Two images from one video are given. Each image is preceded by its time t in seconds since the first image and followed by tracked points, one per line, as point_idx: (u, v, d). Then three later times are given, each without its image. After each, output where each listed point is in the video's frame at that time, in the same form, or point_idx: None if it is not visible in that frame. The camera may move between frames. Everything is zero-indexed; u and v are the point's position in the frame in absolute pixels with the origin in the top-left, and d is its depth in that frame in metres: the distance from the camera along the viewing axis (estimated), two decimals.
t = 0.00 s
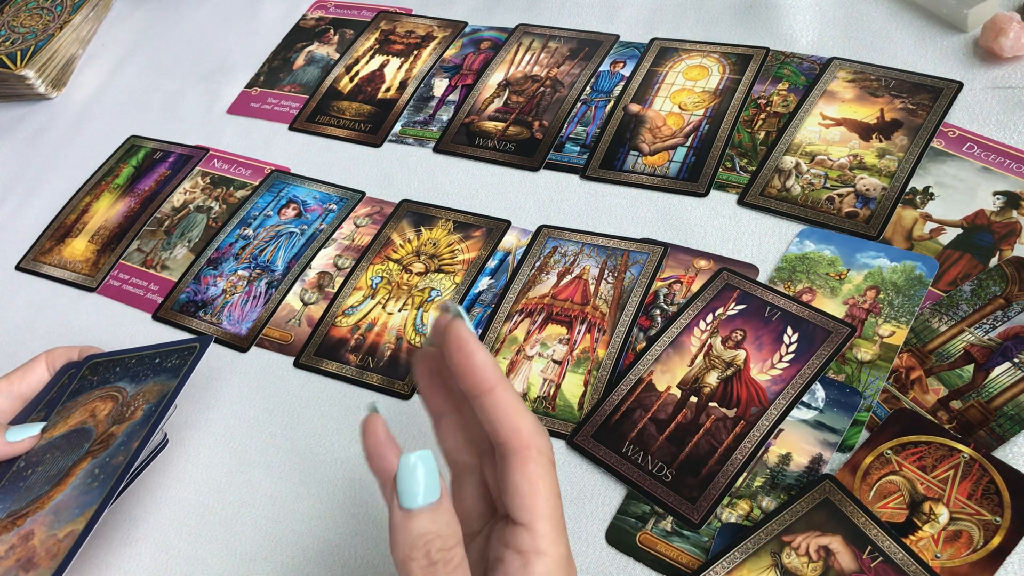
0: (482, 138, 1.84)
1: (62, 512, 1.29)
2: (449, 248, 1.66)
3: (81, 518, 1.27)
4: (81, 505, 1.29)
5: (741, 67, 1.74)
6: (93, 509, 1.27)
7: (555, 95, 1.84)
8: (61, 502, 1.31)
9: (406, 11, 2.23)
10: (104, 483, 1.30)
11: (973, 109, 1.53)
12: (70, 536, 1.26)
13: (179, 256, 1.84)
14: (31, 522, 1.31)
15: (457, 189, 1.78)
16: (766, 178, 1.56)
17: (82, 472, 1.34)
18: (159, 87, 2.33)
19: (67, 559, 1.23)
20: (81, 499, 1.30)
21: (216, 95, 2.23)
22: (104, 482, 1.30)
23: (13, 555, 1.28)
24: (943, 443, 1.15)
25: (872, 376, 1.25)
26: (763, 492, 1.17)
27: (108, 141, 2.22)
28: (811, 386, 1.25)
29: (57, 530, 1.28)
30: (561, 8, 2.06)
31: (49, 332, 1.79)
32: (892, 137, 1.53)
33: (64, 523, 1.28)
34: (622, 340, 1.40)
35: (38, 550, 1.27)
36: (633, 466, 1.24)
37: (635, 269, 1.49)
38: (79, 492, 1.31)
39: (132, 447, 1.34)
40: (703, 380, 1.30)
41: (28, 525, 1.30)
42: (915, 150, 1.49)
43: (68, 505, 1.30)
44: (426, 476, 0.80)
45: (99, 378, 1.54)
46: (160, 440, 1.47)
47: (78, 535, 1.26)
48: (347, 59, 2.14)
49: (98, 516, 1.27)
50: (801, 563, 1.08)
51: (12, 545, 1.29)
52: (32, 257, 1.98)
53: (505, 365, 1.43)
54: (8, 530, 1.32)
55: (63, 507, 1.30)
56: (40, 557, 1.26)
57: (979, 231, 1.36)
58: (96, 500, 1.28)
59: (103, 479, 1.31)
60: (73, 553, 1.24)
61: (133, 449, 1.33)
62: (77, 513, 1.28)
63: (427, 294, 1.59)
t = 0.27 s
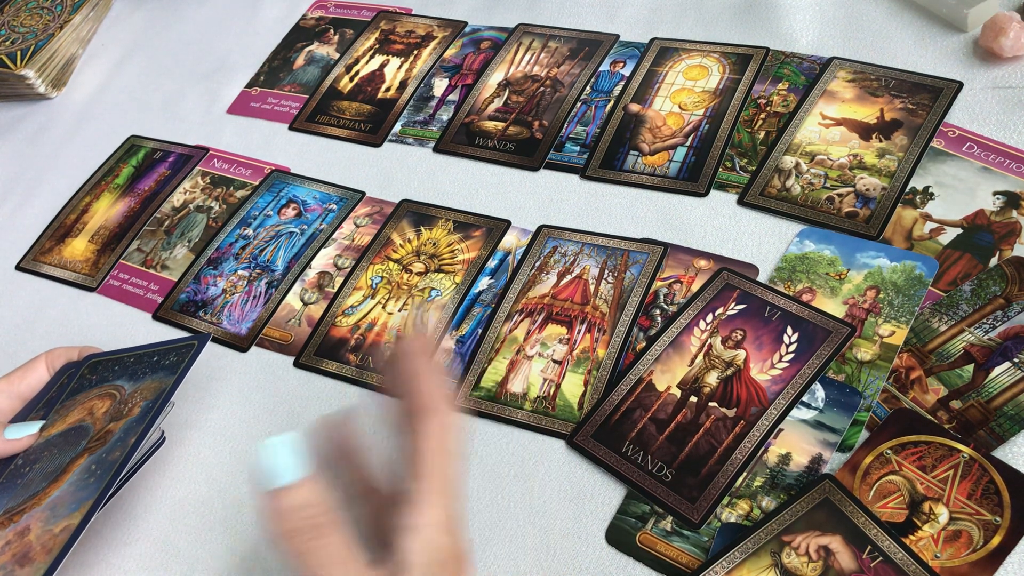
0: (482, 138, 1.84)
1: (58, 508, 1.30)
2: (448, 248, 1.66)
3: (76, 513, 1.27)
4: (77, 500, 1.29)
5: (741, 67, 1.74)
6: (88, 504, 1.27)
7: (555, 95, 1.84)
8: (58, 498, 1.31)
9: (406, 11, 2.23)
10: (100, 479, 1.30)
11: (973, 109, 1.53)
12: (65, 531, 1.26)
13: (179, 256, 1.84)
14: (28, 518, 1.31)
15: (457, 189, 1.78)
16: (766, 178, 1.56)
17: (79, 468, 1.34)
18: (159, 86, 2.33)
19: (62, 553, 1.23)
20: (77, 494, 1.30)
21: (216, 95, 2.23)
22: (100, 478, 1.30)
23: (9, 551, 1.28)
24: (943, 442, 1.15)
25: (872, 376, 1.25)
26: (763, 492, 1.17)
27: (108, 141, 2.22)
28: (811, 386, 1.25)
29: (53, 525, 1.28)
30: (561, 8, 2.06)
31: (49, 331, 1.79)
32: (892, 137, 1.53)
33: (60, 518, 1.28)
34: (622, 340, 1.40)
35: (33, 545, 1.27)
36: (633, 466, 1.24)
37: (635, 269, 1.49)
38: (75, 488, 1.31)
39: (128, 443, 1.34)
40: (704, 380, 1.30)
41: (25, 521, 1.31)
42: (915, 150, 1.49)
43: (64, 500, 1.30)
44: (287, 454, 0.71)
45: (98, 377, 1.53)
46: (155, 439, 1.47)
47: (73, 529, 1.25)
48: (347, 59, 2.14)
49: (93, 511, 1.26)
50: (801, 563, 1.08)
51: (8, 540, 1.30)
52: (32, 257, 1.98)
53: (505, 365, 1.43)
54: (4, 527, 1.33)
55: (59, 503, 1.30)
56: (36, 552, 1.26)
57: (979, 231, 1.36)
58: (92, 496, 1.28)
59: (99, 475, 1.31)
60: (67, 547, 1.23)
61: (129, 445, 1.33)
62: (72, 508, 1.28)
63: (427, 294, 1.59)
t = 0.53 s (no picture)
0: (482, 138, 1.84)
1: (63, 510, 1.29)
2: (449, 248, 1.66)
3: (83, 515, 1.27)
4: (82, 502, 1.29)
5: (741, 67, 1.74)
6: (94, 505, 1.27)
7: (555, 96, 1.84)
8: (62, 500, 1.31)
9: (406, 11, 2.23)
10: (105, 480, 1.30)
11: (973, 108, 1.53)
12: (72, 533, 1.25)
13: (179, 256, 1.84)
14: (33, 521, 1.30)
15: (457, 189, 1.78)
16: (766, 178, 1.56)
17: (82, 470, 1.34)
18: (159, 87, 2.33)
19: (70, 557, 1.23)
20: (82, 496, 1.30)
21: (216, 95, 2.23)
22: (105, 479, 1.30)
23: (16, 554, 1.27)
24: (943, 442, 1.15)
25: (872, 376, 1.25)
26: (763, 492, 1.17)
27: (108, 142, 2.22)
28: (811, 386, 1.25)
29: (58, 528, 1.27)
30: (561, 8, 2.06)
31: (49, 331, 1.79)
32: (892, 137, 1.53)
33: (65, 520, 1.28)
34: (621, 340, 1.40)
35: (39, 548, 1.26)
36: (633, 466, 1.24)
37: (635, 269, 1.49)
38: (79, 490, 1.31)
39: (130, 443, 1.34)
40: (703, 380, 1.30)
41: (30, 524, 1.30)
42: (915, 150, 1.49)
43: (69, 502, 1.30)
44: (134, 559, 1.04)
45: (94, 374, 1.54)
46: (156, 435, 1.48)
47: (80, 532, 1.25)
48: (347, 59, 2.14)
49: (100, 512, 1.26)
50: (801, 564, 1.08)
51: (13, 544, 1.29)
52: (32, 257, 1.98)
53: (505, 365, 1.44)
54: (10, 530, 1.32)
55: (64, 505, 1.30)
56: (42, 556, 1.25)
57: (979, 231, 1.36)
58: (97, 497, 1.28)
59: (103, 476, 1.31)
60: (76, 550, 1.23)
61: (133, 444, 1.33)
62: (79, 510, 1.28)
63: (427, 294, 1.59)
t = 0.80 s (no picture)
0: (482, 138, 1.84)
1: (64, 516, 1.29)
2: (448, 248, 1.66)
3: (84, 521, 1.27)
4: (82, 508, 1.29)
5: (741, 67, 1.74)
6: (95, 512, 1.27)
7: (555, 96, 1.84)
8: (63, 505, 1.31)
9: (406, 11, 2.23)
10: (105, 486, 1.30)
11: (973, 109, 1.53)
12: (74, 540, 1.26)
13: (179, 256, 1.84)
14: (33, 526, 1.30)
15: (457, 189, 1.78)
16: (766, 178, 1.56)
17: (82, 475, 1.34)
18: (159, 86, 2.33)
19: (72, 563, 1.23)
20: (82, 501, 1.30)
21: (216, 95, 2.23)
22: (105, 485, 1.30)
23: (17, 560, 1.27)
24: (943, 443, 1.15)
25: (872, 376, 1.25)
26: (764, 492, 1.17)
27: (108, 142, 2.22)
28: (811, 386, 1.25)
29: (59, 534, 1.27)
30: (561, 8, 2.06)
31: (50, 331, 1.79)
32: (892, 137, 1.53)
33: (67, 527, 1.28)
34: (621, 340, 1.40)
35: (40, 555, 1.27)
36: (633, 466, 1.24)
37: (635, 269, 1.49)
38: (79, 495, 1.31)
39: (130, 448, 1.34)
40: (703, 380, 1.30)
41: (30, 529, 1.30)
42: (915, 150, 1.49)
43: (69, 508, 1.30)
44: None
45: (93, 375, 1.53)
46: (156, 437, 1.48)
47: (81, 539, 1.25)
48: (347, 59, 2.14)
49: (101, 519, 1.27)
50: (801, 563, 1.08)
51: (14, 549, 1.29)
52: (32, 257, 1.98)
53: (505, 365, 1.44)
54: (10, 534, 1.32)
55: (64, 511, 1.30)
56: (44, 563, 1.26)
57: (979, 231, 1.36)
58: (98, 503, 1.28)
59: (103, 482, 1.31)
60: (77, 557, 1.24)
61: (132, 450, 1.33)
62: (79, 516, 1.28)
63: (428, 294, 1.59)
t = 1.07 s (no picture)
0: (482, 138, 1.84)
1: (64, 517, 1.29)
2: (448, 248, 1.66)
3: (84, 523, 1.27)
4: (83, 510, 1.29)
5: (741, 67, 1.74)
6: (95, 513, 1.27)
7: (555, 96, 1.84)
8: (63, 507, 1.31)
9: (406, 11, 2.23)
10: (105, 487, 1.30)
11: (973, 109, 1.53)
12: (74, 541, 1.26)
13: (179, 256, 1.84)
14: (33, 527, 1.30)
15: (457, 189, 1.78)
16: (766, 178, 1.56)
17: (82, 476, 1.34)
18: (159, 86, 2.33)
19: (73, 565, 1.23)
20: (82, 503, 1.30)
21: (216, 95, 2.23)
22: (105, 486, 1.30)
23: (18, 561, 1.27)
24: (943, 443, 1.15)
25: (872, 376, 1.25)
26: (763, 492, 1.17)
27: (108, 141, 2.22)
28: (811, 386, 1.25)
29: (60, 536, 1.28)
30: (561, 8, 2.06)
31: (50, 331, 1.79)
32: (892, 137, 1.53)
33: (67, 528, 1.28)
34: (621, 340, 1.40)
35: (40, 557, 1.26)
36: (633, 466, 1.24)
37: (635, 269, 1.49)
38: (79, 496, 1.31)
39: (131, 449, 1.34)
40: (704, 380, 1.30)
41: (30, 531, 1.30)
42: (915, 150, 1.49)
43: (69, 509, 1.30)
44: None
45: (93, 375, 1.53)
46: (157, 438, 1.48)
47: (81, 540, 1.25)
48: (347, 59, 2.14)
49: (101, 520, 1.27)
50: (801, 563, 1.08)
51: (14, 551, 1.29)
52: (32, 256, 1.98)
53: (505, 365, 1.44)
54: (10, 536, 1.31)
55: (64, 513, 1.30)
56: (45, 564, 1.26)
57: (979, 231, 1.36)
58: (98, 504, 1.28)
59: (103, 483, 1.31)
60: (78, 559, 1.24)
61: (132, 451, 1.33)
62: (80, 518, 1.28)
63: (427, 294, 1.59)
